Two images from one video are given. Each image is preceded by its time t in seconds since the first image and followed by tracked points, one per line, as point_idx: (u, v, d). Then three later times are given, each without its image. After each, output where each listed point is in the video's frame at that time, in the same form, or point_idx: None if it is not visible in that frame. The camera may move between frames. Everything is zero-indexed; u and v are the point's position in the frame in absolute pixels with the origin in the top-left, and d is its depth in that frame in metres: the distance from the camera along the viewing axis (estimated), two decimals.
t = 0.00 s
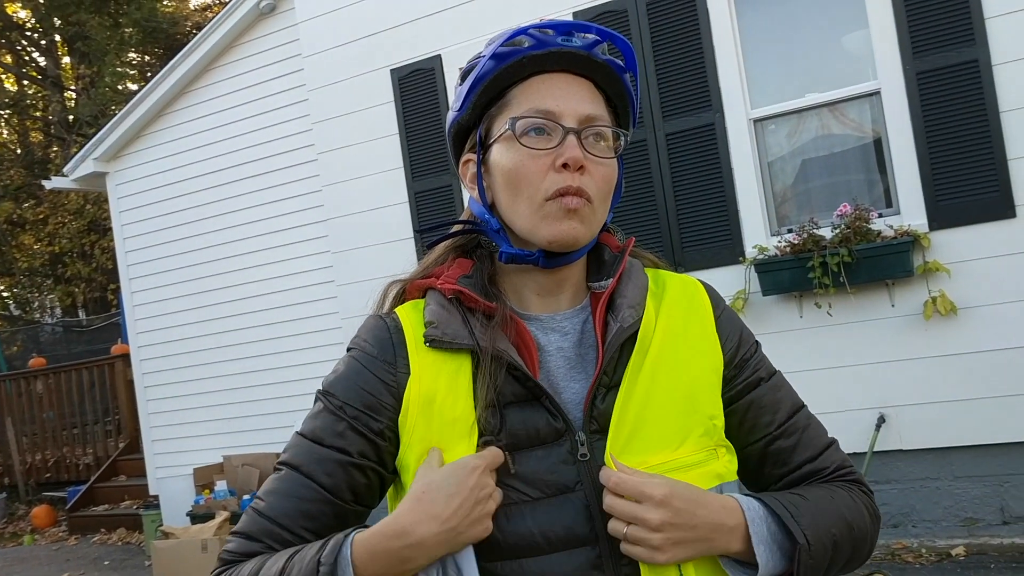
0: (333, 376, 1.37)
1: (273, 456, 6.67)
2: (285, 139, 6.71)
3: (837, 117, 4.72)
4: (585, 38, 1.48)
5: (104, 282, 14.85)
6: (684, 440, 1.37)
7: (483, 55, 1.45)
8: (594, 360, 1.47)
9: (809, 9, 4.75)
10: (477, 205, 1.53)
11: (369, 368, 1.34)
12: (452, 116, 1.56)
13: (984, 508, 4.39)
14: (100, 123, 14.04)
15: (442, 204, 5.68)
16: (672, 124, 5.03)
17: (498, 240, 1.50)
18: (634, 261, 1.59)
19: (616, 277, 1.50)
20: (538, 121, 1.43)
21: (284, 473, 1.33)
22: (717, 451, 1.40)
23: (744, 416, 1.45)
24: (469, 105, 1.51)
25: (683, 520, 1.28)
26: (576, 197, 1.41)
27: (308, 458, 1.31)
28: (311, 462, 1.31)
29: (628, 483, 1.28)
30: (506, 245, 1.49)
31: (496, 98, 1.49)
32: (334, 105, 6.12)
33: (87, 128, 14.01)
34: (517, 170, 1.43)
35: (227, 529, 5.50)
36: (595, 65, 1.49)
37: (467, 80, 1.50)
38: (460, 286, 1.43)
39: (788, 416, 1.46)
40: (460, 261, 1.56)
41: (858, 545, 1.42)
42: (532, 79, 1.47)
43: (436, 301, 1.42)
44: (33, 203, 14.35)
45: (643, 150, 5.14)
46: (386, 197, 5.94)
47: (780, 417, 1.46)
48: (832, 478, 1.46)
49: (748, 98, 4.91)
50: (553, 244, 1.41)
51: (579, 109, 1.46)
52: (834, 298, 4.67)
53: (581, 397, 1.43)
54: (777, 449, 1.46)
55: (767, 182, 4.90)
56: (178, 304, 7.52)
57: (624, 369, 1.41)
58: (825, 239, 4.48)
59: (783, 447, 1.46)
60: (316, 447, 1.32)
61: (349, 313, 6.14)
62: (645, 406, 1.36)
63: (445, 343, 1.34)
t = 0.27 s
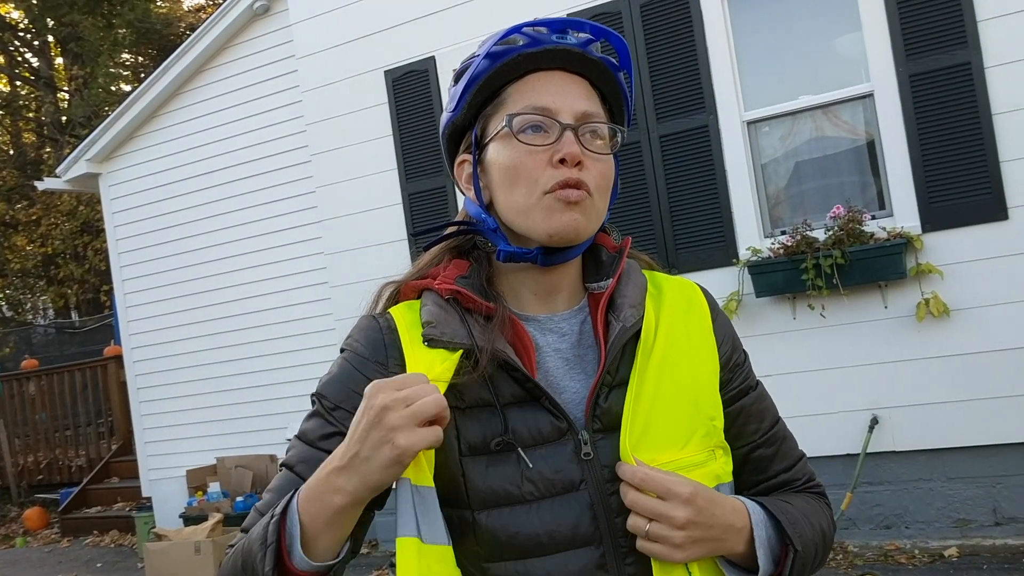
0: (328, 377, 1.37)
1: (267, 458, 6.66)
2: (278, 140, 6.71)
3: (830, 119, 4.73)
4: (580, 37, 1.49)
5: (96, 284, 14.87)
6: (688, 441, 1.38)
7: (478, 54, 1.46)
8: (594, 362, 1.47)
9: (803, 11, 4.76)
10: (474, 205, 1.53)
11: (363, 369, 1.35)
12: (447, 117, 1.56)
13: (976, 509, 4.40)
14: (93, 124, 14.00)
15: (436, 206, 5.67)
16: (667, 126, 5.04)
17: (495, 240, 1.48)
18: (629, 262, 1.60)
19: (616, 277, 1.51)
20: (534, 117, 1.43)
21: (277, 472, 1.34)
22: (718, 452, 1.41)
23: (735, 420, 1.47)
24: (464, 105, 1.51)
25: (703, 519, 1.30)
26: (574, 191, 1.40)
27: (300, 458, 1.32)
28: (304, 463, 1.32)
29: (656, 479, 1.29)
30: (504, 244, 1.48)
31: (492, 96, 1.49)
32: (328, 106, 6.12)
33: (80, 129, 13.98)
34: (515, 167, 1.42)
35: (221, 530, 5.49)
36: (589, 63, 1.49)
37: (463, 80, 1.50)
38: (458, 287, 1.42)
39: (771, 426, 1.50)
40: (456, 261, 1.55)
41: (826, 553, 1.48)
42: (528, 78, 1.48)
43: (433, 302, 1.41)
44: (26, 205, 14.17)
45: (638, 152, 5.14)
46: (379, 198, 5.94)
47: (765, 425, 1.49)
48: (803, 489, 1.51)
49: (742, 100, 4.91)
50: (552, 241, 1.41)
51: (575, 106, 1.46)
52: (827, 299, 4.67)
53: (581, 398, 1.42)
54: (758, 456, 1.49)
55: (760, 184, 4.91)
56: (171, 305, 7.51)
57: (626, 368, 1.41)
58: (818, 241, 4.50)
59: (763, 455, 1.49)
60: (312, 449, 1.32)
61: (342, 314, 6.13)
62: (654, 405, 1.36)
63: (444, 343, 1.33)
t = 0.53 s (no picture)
0: (320, 382, 1.35)
1: (260, 460, 6.66)
2: (270, 141, 6.70)
3: (822, 120, 4.74)
4: (576, 37, 1.49)
5: (87, 285, 14.87)
6: (681, 442, 1.38)
7: (474, 53, 1.45)
8: (589, 364, 1.46)
9: (796, 13, 4.78)
10: (468, 205, 1.53)
11: (357, 374, 1.32)
12: (441, 116, 1.55)
13: (968, 510, 4.42)
14: (85, 125, 13.98)
15: (429, 207, 5.67)
16: (661, 126, 5.04)
17: (491, 240, 1.49)
18: (624, 263, 1.60)
19: (611, 278, 1.51)
20: (532, 117, 1.42)
21: (271, 477, 1.35)
22: (710, 453, 1.41)
23: (725, 423, 1.47)
24: (459, 105, 1.50)
25: (699, 520, 1.30)
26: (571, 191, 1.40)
27: (294, 463, 1.31)
28: (298, 467, 1.31)
29: (654, 479, 1.28)
30: (500, 244, 1.48)
31: (487, 95, 1.48)
32: (321, 107, 6.11)
33: (71, 130, 13.95)
34: (512, 166, 1.41)
35: (214, 532, 5.48)
36: (585, 63, 1.49)
37: (458, 78, 1.49)
38: (452, 289, 1.43)
39: (760, 429, 1.50)
40: (451, 263, 1.54)
41: (809, 555, 1.49)
42: (524, 77, 1.47)
43: (427, 304, 1.41)
44: (17, 205, 14.23)
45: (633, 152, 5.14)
46: (372, 199, 5.94)
47: (754, 428, 1.49)
48: (787, 494, 1.52)
49: (735, 101, 4.92)
50: (549, 239, 1.40)
51: (573, 105, 1.45)
52: (819, 300, 4.69)
53: (576, 400, 1.42)
54: (746, 459, 1.49)
55: (753, 185, 4.92)
56: (164, 307, 7.49)
57: (621, 369, 1.41)
58: (811, 242, 4.51)
59: (751, 458, 1.49)
60: (307, 454, 1.31)
61: (335, 316, 6.12)
62: (649, 405, 1.36)
63: (439, 346, 1.33)
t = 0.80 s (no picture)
0: (313, 385, 1.35)
1: (254, 461, 6.66)
2: (266, 142, 6.69)
3: (817, 122, 4.75)
4: (569, 39, 1.49)
5: (82, 286, 14.82)
6: (672, 445, 1.38)
7: (467, 55, 1.45)
8: (583, 367, 1.47)
9: (790, 15, 4.79)
10: (462, 207, 1.53)
11: (349, 376, 1.32)
12: (434, 119, 1.54)
13: (961, 510, 4.43)
14: (80, 125, 13.95)
15: (424, 209, 5.67)
16: (656, 128, 5.05)
17: (485, 243, 1.49)
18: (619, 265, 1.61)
19: (605, 280, 1.51)
20: (526, 120, 1.42)
21: (273, 484, 1.38)
22: (702, 455, 1.41)
23: (719, 425, 1.47)
24: (453, 106, 1.50)
25: (685, 525, 1.30)
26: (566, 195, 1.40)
27: (292, 468, 1.34)
28: (295, 472, 1.34)
29: (639, 484, 1.28)
30: (494, 247, 1.48)
31: (481, 98, 1.47)
32: (316, 108, 6.11)
33: (66, 131, 13.92)
34: (506, 170, 1.41)
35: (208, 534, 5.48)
36: (579, 65, 1.48)
37: (451, 81, 1.48)
38: (445, 291, 1.43)
39: (755, 430, 1.50)
40: (444, 265, 1.54)
41: (802, 557, 1.49)
42: (517, 80, 1.46)
43: (420, 305, 1.41)
44: (10, 206, 14.31)
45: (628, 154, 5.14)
46: (368, 201, 5.93)
47: (749, 430, 1.49)
48: (782, 496, 1.52)
49: (729, 103, 4.93)
50: (545, 244, 1.40)
51: (567, 108, 1.45)
52: (814, 302, 4.70)
53: (569, 403, 1.42)
54: (740, 461, 1.49)
55: (747, 187, 4.93)
56: (159, 308, 7.47)
57: (614, 372, 1.41)
58: (805, 244, 4.52)
59: (745, 460, 1.49)
60: (304, 459, 1.33)
61: (330, 317, 6.12)
62: (640, 408, 1.37)
63: (431, 349, 1.33)
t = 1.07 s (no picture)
0: (311, 386, 1.34)
1: (249, 462, 6.65)
2: (261, 143, 6.69)
3: (813, 123, 4.76)
4: (566, 41, 1.48)
5: (77, 286, 14.80)
6: (666, 444, 1.38)
7: (466, 56, 1.44)
8: (580, 366, 1.46)
9: (787, 16, 4.80)
10: (460, 207, 1.52)
11: (348, 377, 1.32)
12: (430, 118, 1.54)
13: (957, 511, 4.44)
14: (75, 126, 13.95)
15: (420, 209, 5.67)
16: (652, 129, 5.05)
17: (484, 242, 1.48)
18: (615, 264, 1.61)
19: (601, 280, 1.51)
20: (524, 122, 1.42)
21: (271, 486, 1.34)
22: (696, 454, 1.42)
23: (713, 424, 1.47)
24: (449, 106, 1.49)
25: (679, 524, 1.31)
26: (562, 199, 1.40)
27: (292, 470, 1.31)
28: (297, 474, 1.31)
29: (633, 484, 1.29)
30: (492, 247, 1.47)
31: (478, 98, 1.47)
32: (311, 108, 6.11)
33: (60, 132, 13.91)
34: (503, 172, 1.41)
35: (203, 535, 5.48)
36: (576, 67, 1.48)
37: (449, 81, 1.48)
38: (443, 290, 1.42)
39: (750, 430, 1.50)
40: (442, 264, 1.54)
41: (795, 556, 1.50)
42: (515, 81, 1.46)
43: (419, 304, 1.41)
44: (5, 207, 14.31)
45: (624, 154, 5.14)
46: (363, 202, 5.94)
47: (743, 430, 1.49)
48: (776, 495, 1.52)
49: (725, 104, 4.94)
50: (541, 247, 1.41)
51: (564, 111, 1.45)
52: (810, 303, 4.70)
53: (566, 403, 1.42)
54: (734, 460, 1.49)
55: (743, 188, 4.94)
56: (155, 308, 7.46)
57: (610, 371, 1.41)
58: (801, 245, 4.53)
59: (739, 460, 1.49)
60: (303, 461, 1.31)
61: (326, 318, 6.11)
62: (634, 408, 1.37)
63: (428, 349, 1.33)
